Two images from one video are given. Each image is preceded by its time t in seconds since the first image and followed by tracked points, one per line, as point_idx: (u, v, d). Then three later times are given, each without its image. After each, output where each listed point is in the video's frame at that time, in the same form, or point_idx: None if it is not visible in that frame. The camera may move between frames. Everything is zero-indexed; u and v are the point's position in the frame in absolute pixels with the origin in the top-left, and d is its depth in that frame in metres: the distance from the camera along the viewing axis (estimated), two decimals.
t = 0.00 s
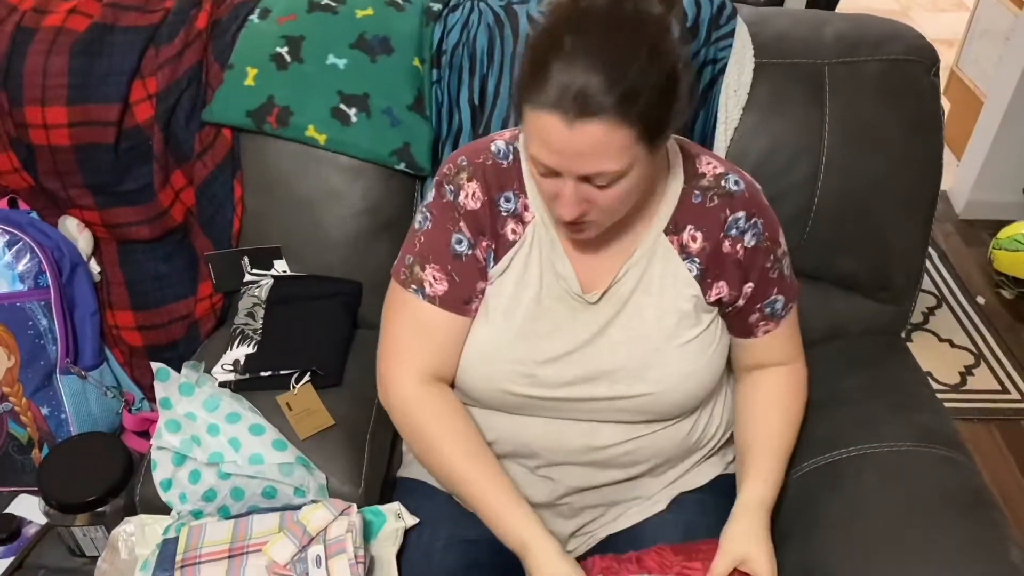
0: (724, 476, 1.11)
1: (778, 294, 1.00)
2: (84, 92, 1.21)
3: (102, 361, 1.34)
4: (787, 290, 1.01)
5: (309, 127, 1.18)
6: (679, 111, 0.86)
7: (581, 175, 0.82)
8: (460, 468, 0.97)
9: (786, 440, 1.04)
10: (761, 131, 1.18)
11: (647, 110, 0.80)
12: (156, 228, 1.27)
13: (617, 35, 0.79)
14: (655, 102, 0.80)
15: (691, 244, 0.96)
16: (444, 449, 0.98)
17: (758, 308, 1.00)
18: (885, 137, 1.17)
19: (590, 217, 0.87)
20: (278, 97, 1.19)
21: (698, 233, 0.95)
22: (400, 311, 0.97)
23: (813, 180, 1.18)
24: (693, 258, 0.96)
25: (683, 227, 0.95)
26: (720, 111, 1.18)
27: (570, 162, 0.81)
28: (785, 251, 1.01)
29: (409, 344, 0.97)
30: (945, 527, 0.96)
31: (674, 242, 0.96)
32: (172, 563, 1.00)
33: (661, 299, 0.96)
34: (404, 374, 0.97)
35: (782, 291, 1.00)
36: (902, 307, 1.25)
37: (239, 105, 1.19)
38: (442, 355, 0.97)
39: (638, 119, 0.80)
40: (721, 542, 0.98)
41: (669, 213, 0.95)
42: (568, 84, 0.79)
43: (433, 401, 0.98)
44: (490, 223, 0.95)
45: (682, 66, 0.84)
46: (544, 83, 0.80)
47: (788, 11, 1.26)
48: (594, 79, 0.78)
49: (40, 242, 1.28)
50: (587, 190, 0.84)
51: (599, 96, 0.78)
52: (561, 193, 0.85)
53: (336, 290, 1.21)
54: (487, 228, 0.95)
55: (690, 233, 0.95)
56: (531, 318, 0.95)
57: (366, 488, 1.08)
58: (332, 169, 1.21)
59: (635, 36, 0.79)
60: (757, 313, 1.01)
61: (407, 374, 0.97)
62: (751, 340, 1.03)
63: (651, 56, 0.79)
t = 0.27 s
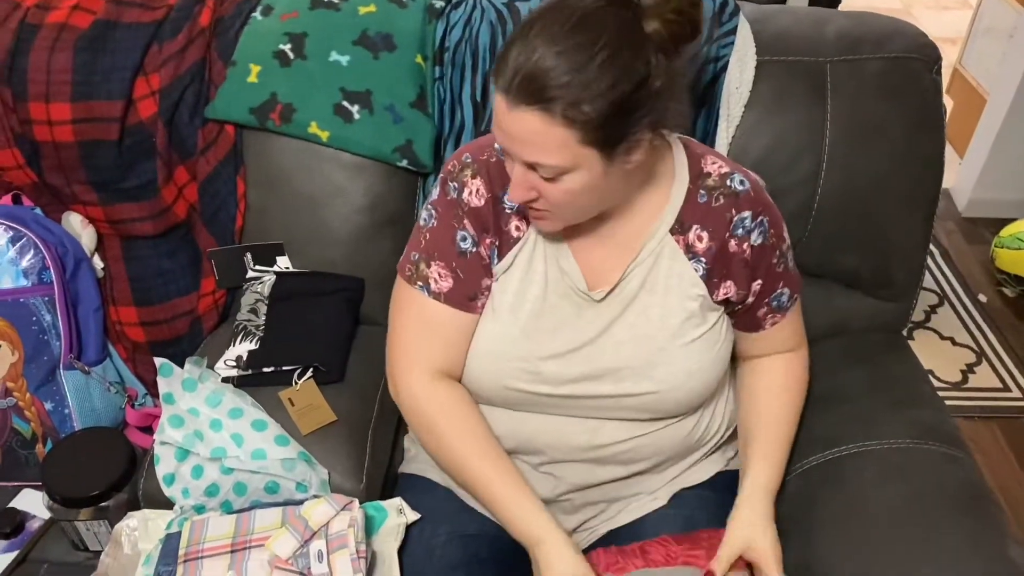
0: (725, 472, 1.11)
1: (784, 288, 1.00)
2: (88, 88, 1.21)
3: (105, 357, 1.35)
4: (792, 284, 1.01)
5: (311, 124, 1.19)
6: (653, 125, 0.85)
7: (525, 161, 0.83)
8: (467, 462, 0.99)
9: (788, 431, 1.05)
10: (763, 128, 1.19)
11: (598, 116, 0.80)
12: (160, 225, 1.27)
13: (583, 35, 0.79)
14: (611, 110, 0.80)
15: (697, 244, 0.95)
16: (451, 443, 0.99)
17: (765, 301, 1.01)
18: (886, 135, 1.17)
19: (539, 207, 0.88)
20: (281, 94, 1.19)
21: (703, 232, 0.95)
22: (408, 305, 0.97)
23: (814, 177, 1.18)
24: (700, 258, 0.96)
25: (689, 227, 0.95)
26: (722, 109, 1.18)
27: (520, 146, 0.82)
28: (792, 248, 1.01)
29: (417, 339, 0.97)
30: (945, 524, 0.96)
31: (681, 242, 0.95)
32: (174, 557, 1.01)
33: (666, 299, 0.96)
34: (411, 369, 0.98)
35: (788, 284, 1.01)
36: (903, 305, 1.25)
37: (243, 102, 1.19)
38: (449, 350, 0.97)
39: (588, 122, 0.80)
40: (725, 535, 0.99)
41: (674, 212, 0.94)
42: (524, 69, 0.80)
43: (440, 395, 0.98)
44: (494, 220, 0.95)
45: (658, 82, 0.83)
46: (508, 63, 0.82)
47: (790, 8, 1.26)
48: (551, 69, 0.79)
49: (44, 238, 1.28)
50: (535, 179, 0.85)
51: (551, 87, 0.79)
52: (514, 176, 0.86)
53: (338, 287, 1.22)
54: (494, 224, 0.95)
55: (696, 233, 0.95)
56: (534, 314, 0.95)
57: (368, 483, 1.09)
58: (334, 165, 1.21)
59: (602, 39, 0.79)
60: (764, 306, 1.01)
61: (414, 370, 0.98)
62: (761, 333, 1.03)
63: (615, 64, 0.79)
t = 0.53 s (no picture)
0: (730, 467, 1.11)
1: (794, 292, 1.00)
2: (95, 81, 1.21)
3: (111, 349, 1.35)
4: (803, 289, 1.01)
5: (318, 117, 1.19)
6: (648, 125, 0.84)
7: (514, 152, 0.84)
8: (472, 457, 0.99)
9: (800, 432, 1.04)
10: (770, 123, 1.18)
11: (585, 113, 0.79)
12: (166, 218, 1.27)
13: (578, 28, 0.78)
14: (598, 109, 0.79)
15: (706, 244, 0.95)
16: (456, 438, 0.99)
17: (773, 306, 1.00)
18: (894, 130, 1.17)
19: (531, 197, 0.88)
20: (287, 87, 1.19)
21: (714, 233, 0.95)
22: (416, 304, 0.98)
23: (821, 172, 1.18)
24: (710, 258, 0.95)
25: (700, 227, 0.95)
26: (729, 103, 1.18)
27: (511, 136, 0.83)
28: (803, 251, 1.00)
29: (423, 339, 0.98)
30: (951, 520, 0.96)
31: (689, 241, 0.95)
32: (180, 548, 1.01)
33: (675, 299, 0.95)
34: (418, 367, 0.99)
35: (798, 289, 1.00)
36: (909, 301, 1.25)
37: (249, 95, 1.19)
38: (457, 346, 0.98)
39: (573, 118, 0.79)
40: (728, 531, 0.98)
41: (684, 211, 0.94)
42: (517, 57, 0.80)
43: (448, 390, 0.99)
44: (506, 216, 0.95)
45: (653, 84, 0.81)
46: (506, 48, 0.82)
47: (798, 3, 1.25)
48: (541, 61, 0.78)
49: (51, 230, 1.28)
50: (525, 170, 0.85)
51: (539, 79, 0.79)
52: (507, 164, 0.86)
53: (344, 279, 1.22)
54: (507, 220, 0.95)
55: (706, 233, 0.95)
56: (541, 309, 0.95)
57: (373, 476, 1.09)
58: (341, 159, 1.21)
59: (596, 35, 0.78)
60: (772, 311, 1.01)
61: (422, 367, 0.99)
62: (767, 337, 1.03)
63: (606, 63, 0.78)
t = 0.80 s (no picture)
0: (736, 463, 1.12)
1: (801, 317, 0.95)
2: (105, 74, 1.22)
3: (121, 342, 1.36)
4: (818, 321, 0.95)
5: (328, 112, 1.19)
6: (684, 140, 0.83)
7: (545, 150, 0.86)
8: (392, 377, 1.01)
9: (773, 448, 0.97)
10: (780, 119, 1.18)
11: (613, 126, 0.80)
12: (176, 211, 1.28)
13: (620, 39, 0.77)
14: (627, 123, 0.80)
15: (728, 248, 0.94)
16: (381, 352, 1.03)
17: (772, 328, 0.96)
18: (904, 127, 1.16)
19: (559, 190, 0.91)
20: (297, 81, 1.19)
21: (736, 238, 0.94)
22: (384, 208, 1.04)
23: (830, 169, 1.18)
24: (728, 261, 0.95)
25: (722, 230, 0.94)
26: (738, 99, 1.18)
27: (543, 136, 0.85)
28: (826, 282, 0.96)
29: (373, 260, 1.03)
30: (958, 517, 0.96)
31: (710, 243, 0.95)
32: (190, 540, 1.02)
33: (691, 299, 0.95)
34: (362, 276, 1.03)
35: (804, 316, 0.94)
36: (917, 298, 1.25)
37: (259, 89, 1.20)
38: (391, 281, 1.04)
39: (600, 129, 0.81)
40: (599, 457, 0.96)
41: (709, 214, 0.94)
42: (555, 60, 0.81)
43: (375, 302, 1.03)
44: (513, 178, 0.99)
45: (691, 101, 0.80)
46: (550, 48, 0.82)
47: None
48: (578, 69, 0.79)
49: (61, 224, 1.29)
50: (555, 167, 0.88)
51: (573, 87, 0.80)
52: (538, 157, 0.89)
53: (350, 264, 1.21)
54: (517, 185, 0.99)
55: (728, 237, 0.94)
56: (549, 288, 0.97)
57: (381, 470, 1.09)
58: (350, 153, 1.21)
59: (636, 49, 0.77)
60: (771, 333, 0.96)
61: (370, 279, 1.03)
62: (769, 362, 0.98)
63: (643, 78, 0.77)
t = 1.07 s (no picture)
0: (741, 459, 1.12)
1: (749, 303, 0.93)
2: (114, 65, 1.22)
3: (130, 333, 1.35)
4: (770, 324, 0.92)
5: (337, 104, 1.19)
6: (707, 132, 0.85)
7: (572, 136, 0.89)
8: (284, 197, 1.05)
9: (657, 413, 0.91)
10: (789, 114, 1.18)
11: (640, 115, 0.82)
12: (184, 203, 1.28)
13: (656, 28, 0.79)
14: (654, 113, 0.82)
15: (723, 233, 0.96)
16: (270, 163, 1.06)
17: (719, 302, 0.95)
18: (915, 122, 1.15)
19: (580, 173, 0.93)
20: (307, 73, 1.19)
21: (733, 225, 0.96)
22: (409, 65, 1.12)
23: (839, 164, 1.18)
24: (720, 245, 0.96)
25: (722, 216, 0.96)
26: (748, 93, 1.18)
27: (570, 120, 0.88)
28: (797, 286, 0.93)
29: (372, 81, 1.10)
30: (966, 514, 0.96)
31: (708, 228, 0.97)
32: (197, 531, 1.02)
33: (676, 285, 0.97)
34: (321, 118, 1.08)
35: (753, 301, 0.93)
36: (926, 294, 1.24)
37: (269, 81, 1.20)
38: (367, 119, 1.09)
39: (627, 116, 0.83)
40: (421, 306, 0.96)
41: (714, 201, 0.96)
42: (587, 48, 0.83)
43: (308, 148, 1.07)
44: (534, 124, 1.07)
45: (718, 96, 0.82)
46: (583, 34, 0.84)
47: None
48: (610, 56, 0.81)
49: (70, 215, 1.29)
50: (580, 152, 0.90)
51: (603, 74, 0.82)
52: (564, 141, 0.92)
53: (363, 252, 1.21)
54: (539, 137, 1.07)
55: (726, 224, 0.96)
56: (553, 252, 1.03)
57: (388, 463, 1.09)
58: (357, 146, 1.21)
59: (669, 40, 0.79)
60: (715, 307, 0.95)
61: (335, 99, 1.09)
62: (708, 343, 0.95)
63: (674, 70, 0.80)
